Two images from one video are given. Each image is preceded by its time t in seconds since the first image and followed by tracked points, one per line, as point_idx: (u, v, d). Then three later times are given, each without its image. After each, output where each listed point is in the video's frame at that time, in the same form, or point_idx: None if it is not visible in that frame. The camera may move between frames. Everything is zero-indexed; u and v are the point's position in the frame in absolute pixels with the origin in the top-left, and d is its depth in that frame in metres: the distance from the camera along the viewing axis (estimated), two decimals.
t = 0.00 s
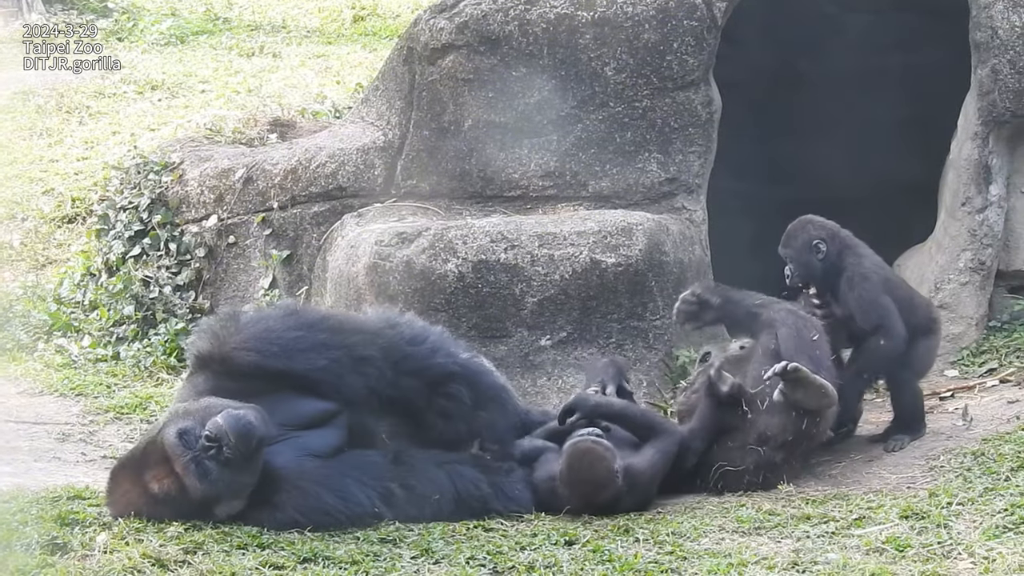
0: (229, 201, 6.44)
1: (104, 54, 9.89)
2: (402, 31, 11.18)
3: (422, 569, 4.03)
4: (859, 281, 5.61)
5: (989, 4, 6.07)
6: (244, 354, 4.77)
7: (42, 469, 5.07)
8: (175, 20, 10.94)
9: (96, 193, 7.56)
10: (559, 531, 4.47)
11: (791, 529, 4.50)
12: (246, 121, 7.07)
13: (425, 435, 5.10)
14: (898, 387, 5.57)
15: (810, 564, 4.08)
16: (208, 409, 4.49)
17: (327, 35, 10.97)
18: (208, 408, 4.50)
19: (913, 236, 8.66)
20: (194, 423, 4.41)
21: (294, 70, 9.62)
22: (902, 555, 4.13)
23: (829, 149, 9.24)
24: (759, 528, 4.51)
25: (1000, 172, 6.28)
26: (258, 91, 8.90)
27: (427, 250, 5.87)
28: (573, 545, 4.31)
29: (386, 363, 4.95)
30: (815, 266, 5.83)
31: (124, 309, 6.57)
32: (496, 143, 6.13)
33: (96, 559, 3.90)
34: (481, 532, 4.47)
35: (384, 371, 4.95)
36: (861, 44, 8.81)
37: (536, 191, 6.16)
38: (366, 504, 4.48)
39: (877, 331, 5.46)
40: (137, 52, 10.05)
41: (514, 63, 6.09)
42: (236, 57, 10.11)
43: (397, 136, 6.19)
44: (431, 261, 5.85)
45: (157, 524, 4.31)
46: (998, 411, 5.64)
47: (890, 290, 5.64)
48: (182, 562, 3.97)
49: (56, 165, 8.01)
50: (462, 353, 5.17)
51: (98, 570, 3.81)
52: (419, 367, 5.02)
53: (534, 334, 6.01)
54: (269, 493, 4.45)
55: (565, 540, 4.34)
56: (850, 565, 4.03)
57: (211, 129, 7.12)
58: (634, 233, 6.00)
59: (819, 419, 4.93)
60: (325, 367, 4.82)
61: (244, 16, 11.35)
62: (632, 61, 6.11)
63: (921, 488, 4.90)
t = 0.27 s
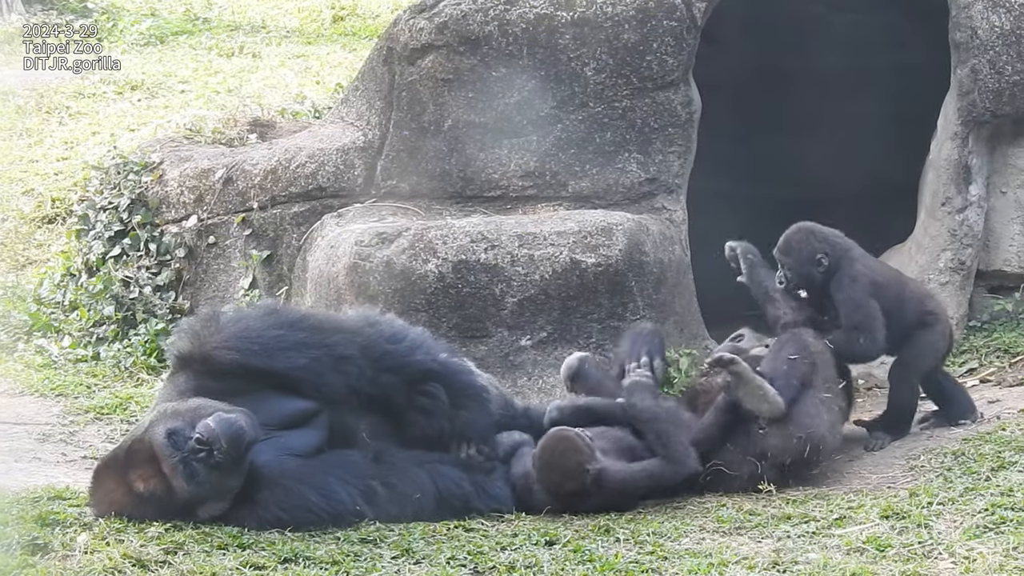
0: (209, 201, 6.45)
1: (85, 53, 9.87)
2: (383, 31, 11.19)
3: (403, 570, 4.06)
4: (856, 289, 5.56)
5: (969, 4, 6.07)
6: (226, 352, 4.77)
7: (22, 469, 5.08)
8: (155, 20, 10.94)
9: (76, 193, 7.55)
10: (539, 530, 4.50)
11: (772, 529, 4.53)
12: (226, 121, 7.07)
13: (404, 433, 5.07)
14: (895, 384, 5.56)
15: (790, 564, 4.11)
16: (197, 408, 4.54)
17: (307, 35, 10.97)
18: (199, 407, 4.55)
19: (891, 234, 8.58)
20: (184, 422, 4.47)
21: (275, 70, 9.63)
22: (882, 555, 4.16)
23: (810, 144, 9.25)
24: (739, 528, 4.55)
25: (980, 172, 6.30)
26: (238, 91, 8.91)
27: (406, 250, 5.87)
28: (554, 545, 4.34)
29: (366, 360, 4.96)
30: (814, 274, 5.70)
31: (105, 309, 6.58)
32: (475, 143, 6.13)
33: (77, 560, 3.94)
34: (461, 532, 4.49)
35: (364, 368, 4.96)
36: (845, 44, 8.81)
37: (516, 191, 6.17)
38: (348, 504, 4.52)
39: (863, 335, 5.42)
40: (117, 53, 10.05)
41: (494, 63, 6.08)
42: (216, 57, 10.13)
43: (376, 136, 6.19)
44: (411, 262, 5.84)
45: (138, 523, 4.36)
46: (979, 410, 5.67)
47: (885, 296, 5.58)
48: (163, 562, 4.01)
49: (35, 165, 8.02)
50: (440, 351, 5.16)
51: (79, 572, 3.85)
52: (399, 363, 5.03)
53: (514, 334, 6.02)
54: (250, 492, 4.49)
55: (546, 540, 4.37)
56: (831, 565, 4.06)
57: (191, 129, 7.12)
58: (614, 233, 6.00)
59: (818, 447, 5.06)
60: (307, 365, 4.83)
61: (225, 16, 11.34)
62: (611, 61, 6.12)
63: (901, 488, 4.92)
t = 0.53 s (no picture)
0: (201, 201, 6.45)
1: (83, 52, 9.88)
2: (374, 31, 11.19)
3: (396, 570, 4.06)
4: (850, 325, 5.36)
5: (961, 4, 6.08)
6: (214, 351, 4.78)
7: (13, 469, 5.08)
8: (146, 20, 10.93)
9: (68, 193, 7.54)
10: (531, 531, 4.50)
11: (764, 529, 4.53)
12: (218, 121, 7.07)
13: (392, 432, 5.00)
14: (892, 383, 5.51)
15: (783, 564, 4.12)
16: (188, 409, 4.54)
17: (298, 35, 10.97)
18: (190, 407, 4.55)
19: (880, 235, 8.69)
20: (175, 423, 4.47)
21: (266, 70, 9.64)
22: (875, 555, 4.17)
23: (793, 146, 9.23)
24: (731, 528, 4.55)
25: (972, 172, 6.30)
26: (230, 91, 8.93)
27: (399, 250, 5.87)
28: (546, 545, 4.35)
29: (355, 359, 4.95)
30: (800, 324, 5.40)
31: (97, 309, 6.60)
32: (468, 143, 6.13)
33: (69, 560, 3.94)
34: (453, 532, 4.49)
35: (353, 366, 4.94)
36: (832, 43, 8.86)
37: (508, 191, 6.17)
38: (340, 503, 4.52)
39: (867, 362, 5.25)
40: (108, 53, 10.05)
41: (487, 63, 6.08)
42: (208, 56, 10.13)
43: (369, 136, 6.19)
44: (403, 262, 5.84)
45: (130, 523, 4.37)
46: (971, 410, 5.68)
47: (869, 311, 5.44)
48: (155, 562, 4.01)
49: (27, 165, 8.02)
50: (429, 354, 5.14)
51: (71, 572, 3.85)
52: (388, 362, 5.00)
53: (506, 333, 6.03)
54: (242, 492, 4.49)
55: (538, 540, 4.38)
56: (823, 565, 4.07)
57: (183, 129, 7.12)
58: (606, 233, 6.00)
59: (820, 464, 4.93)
60: (296, 364, 4.83)
61: (216, 15, 11.34)
62: (604, 61, 6.12)
63: (893, 488, 4.92)
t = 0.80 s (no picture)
0: (185, 200, 6.44)
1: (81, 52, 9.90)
2: (359, 30, 11.19)
3: (379, 568, 4.06)
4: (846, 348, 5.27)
5: (944, 4, 6.08)
6: (194, 350, 4.78)
7: None
8: (130, 19, 10.92)
9: (51, 191, 7.53)
10: (515, 530, 4.50)
11: (748, 527, 4.54)
12: (201, 120, 7.06)
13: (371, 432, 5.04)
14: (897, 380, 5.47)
15: (766, 563, 4.13)
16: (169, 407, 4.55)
17: (283, 34, 10.97)
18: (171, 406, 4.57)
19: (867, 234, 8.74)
20: (156, 422, 4.48)
21: (250, 69, 9.65)
22: (858, 554, 4.17)
23: (781, 145, 9.21)
24: (715, 527, 4.55)
25: (955, 172, 6.33)
26: (214, 90, 8.94)
27: (382, 249, 5.86)
28: (530, 544, 4.36)
29: (335, 359, 4.96)
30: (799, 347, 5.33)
31: (80, 308, 6.64)
32: (451, 143, 6.13)
33: (53, 559, 3.93)
34: (437, 530, 4.50)
35: (334, 365, 4.95)
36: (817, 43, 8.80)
37: (492, 190, 6.17)
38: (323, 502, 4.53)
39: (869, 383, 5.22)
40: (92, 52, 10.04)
41: (470, 62, 6.07)
42: (192, 56, 10.14)
43: (352, 135, 6.18)
44: (387, 261, 5.84)
45: (113, 522, 4.37)
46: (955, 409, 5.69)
47: (864, 330, 5.32)
48: (139, 561, 4.01)
49: (10, 164, 8.00)
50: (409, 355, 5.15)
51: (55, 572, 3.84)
52: (369, 361, 5.02)
53: (489, 332, 6.03)
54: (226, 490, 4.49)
55: (522, 539, 4.39)
56: (807, 564, 4.08)
57: (166, 128, 7.11)
58: (590, 232, 5.99)
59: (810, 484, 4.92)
60: (277, 361, 4.84)
61: (200, 14, 11.32)
62: (587, 60, 6.11)
63: (876, 486, 4.93)
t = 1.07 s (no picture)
0: (174, 199, 6.44)
1: (81, 52, 9.93)
2: (348, 30, 11.20)
3: (369, 568, 4.06)
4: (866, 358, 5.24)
5: (934, 3, 6.08)
6: (184, 350, 4.78)
7: None
8: (120, 18, 10.92)
9: (41, 190, 7.53)
10: (505, 530, 4.51)
11: (738, 527, 4.54)
12: (191, 119, 7.07)
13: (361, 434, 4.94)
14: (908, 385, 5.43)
15: (756, 562, 4.14)
16: (158, 407, 4.58)
17: (271, 33, 10.98)
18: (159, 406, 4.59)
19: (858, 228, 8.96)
20: (145, 421, 4.51)
21: (239, 69, 9.67)
22: (848, 554, 4.18)
23: (770, 141, 9.46)
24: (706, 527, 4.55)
25: (945, 171, 6.34)
26: (203, 89, 8.98)
27: (372, 248, 5.87)
28: (519, 543, 4.37)
29: (325, 361, 4.89)
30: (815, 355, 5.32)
31: (70, 307, 6.65)
32: (441, 142, 6.13)
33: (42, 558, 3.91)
34: (427, 530, 4.50)
35: (323, 368, 4.89)
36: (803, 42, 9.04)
37: (482, 189, 6.17)
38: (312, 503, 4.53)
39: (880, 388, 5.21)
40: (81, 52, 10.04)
41: (461, 61, 6.06)
42: (182, 55, 10.14)
43: (342, 134, 6.18)
44: (376, 260, 5.84)
45: (102, 521, 4.37)
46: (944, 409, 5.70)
47: (883, 340, 5.28)
48: (128, 561, 4.01)
49: None
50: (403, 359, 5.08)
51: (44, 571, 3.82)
52: (359, 363, 4.93)
53: (479, 332, 6.02)
54: (215, 490, 4.49)
55: (512, 539, 4.39)
56: (796, 564, 4.08)
57: (156, 127, 7.12)
58: (579, 232, 6.00)
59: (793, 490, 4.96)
60: (267, 360, 4.82)
61: (189, 13, 11.32)
62: (577, 59, 6.11)
63: (865, 486, 4.93)
